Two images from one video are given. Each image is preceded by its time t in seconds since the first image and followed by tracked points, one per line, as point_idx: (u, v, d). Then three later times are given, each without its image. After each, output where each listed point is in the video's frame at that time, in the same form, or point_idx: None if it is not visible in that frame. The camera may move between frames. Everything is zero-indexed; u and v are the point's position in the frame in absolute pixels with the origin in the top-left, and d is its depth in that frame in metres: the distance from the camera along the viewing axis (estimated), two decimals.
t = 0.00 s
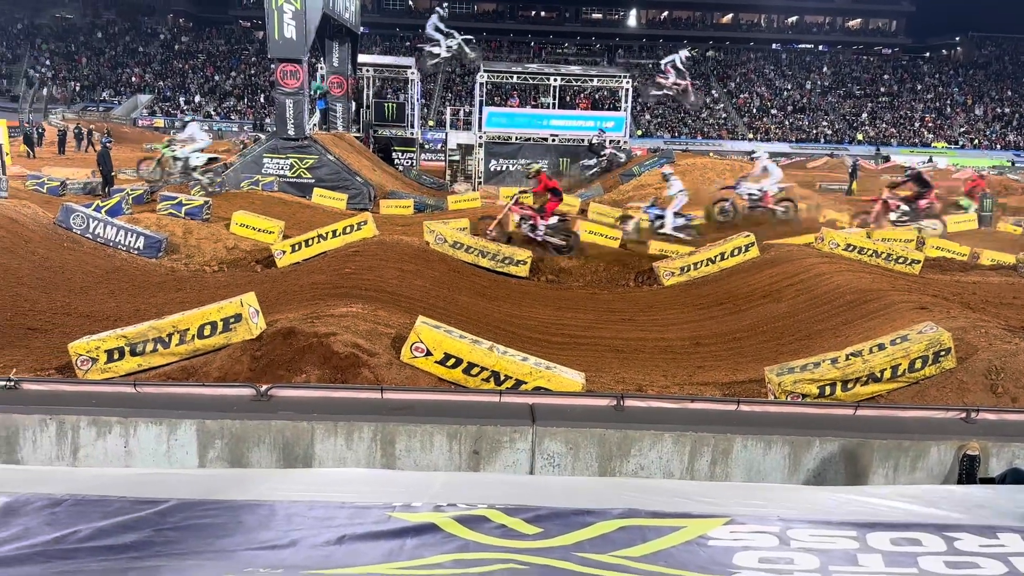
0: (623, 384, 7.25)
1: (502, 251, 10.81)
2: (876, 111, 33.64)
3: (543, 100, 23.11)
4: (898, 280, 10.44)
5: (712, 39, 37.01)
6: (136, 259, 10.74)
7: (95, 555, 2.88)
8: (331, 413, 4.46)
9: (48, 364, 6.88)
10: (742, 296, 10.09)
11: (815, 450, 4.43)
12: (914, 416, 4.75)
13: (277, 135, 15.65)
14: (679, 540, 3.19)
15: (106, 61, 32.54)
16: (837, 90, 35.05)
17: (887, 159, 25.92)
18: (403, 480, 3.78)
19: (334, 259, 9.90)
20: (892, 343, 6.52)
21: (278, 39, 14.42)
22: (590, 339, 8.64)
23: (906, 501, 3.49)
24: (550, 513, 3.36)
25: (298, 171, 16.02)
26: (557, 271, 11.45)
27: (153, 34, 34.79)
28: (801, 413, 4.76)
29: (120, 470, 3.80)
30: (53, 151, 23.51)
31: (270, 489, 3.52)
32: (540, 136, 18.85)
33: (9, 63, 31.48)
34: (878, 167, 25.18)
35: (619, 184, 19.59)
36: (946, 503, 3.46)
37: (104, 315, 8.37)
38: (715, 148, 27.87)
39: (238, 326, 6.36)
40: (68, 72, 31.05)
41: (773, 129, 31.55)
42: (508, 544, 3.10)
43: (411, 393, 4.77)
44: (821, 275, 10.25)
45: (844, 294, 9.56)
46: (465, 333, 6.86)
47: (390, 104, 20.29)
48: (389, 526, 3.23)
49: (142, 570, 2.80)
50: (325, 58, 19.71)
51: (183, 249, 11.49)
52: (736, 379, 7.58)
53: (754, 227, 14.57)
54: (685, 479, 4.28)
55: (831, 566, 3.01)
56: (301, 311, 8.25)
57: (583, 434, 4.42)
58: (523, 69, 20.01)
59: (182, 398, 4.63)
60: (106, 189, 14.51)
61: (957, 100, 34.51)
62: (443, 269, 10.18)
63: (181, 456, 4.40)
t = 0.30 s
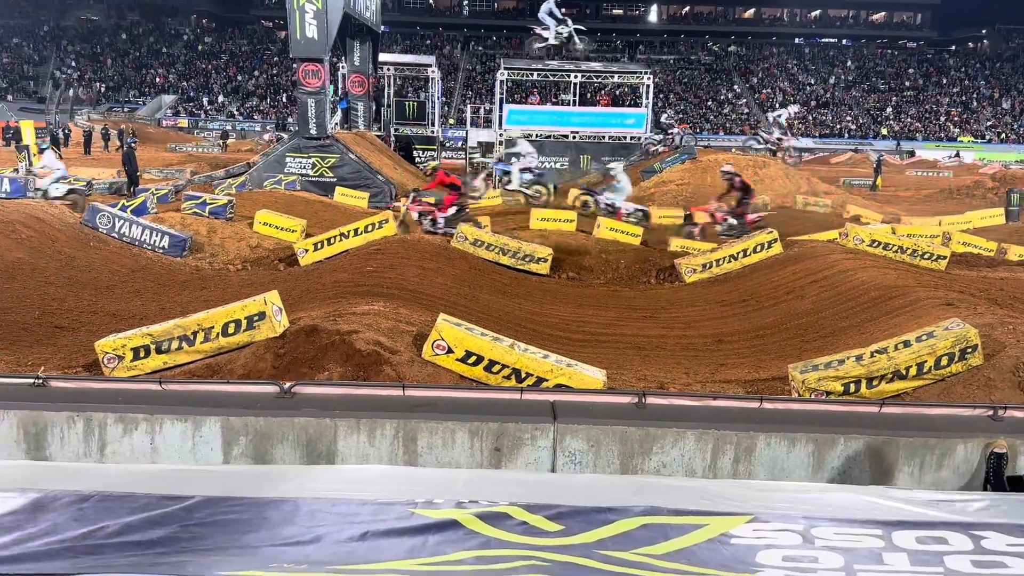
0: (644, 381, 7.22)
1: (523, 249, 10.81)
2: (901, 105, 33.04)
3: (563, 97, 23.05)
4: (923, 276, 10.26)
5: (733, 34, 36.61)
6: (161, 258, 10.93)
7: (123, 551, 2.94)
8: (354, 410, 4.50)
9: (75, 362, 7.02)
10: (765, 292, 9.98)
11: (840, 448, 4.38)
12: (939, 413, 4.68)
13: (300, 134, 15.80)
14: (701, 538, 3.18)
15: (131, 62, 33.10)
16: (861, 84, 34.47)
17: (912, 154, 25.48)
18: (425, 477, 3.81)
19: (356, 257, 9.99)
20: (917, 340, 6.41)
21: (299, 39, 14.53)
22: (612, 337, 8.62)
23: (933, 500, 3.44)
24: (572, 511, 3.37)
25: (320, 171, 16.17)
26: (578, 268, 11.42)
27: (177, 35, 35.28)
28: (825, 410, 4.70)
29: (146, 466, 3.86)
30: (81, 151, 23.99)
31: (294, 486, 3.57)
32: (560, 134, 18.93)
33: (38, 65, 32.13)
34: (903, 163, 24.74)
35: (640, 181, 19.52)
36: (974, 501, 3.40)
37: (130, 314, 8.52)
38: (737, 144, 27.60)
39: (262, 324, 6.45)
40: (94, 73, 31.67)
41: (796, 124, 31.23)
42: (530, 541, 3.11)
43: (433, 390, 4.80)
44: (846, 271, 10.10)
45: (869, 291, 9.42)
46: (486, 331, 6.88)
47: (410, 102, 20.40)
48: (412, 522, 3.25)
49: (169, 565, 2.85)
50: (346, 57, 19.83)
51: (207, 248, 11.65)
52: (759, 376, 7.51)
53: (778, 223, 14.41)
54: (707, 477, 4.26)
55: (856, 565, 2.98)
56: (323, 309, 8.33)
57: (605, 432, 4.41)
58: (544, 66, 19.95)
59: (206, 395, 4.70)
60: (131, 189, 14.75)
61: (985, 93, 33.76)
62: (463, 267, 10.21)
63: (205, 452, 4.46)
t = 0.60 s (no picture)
0: (676, 378, 7.17)
1: (553, 245, 10.79)
2: (939, 98, 32.17)
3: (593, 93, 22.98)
4: (963, 273, 9.98)
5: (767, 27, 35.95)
6: (197, 255, 11.18)
7: (160, 543, 3.01)
8: (386, 407, 4.56)
9: (114, 357, 7.22)
10: (800, 289, 9.81)
11: (876, 447, 4.30)
12: (978, 412, 4.56)
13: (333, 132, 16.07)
14: (735, 536, 3.15)
15: (167, 62, 33.81)
16: (897, 78, 33.63)
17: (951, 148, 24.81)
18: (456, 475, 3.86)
19: (388, 255, 10.09)
20: (956, 338, 6.25)
21: (332, 38, 14.75)
22: (644, 334, 8.57)
23: (972, 501, 3.36)
24: (603, 508, 3.36)
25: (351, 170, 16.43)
26: (609, 265, 11.37)
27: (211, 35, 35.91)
28: (860, 408, 4.62)
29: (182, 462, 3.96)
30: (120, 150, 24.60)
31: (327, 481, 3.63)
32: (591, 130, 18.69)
33: (77, 66, 32.97)
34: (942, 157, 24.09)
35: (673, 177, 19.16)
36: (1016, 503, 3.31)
37: (167, 310, 8.74)
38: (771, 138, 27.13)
39: (295, 321, 6.58)
40: (132, 74, 32.40)
41: (831, 119, 30.65)
42: (561, 538, 3.12)
43: (463, 387, 4.83)
44: (882, 268, 9.88)
45: (907, 288, 9.20)
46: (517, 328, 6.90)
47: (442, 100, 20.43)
48: (443, 518, 3.28)
49: (204, 556, 2.92)
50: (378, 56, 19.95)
51: (242, 245, 11.87)
52: (793, 373, 7.40)
53: (813, 219, 14.13)
54: (739, 475, 4.21)
55: (892, 565, 2.93)
56: (356, 306, 8.44)
57: (636, 429, 4.39)
58: (574, 62, 19.86)
59: (241, 390, 4.80)
60: (168, 187, 15.09)
61: None
62: (494, 264, 10.23)
63: (241, 447, 4.55)
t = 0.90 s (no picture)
0: (712, 376, 7.09)
1: (587, 242, 10.74)
2: (983, 91, 31.11)
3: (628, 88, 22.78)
4: (1009, 269, 9.65)
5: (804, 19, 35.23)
6: (236, 253, 11.43)
7: (200, 536, 3.10)
8: (420, 403, 4.61)
9: (157, 353, 7.43)
10: (839, 286, 9.60)
11: (917, 447, 4.20)
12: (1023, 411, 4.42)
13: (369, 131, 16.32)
14: (772, 535, 3.12)
15: (207, 62, 34.53)
16: (939, 70, 32.66)
17: (995, 142, 24.02)
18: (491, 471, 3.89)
19: (421, 252, 10.18)
20: (1001, 335, 6.05)
21: (367, 37, 14.89)
22: (679, 331, 8.49)
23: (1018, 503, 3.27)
24: (638, 506, 3.36)
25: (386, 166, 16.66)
26: (645, 261, 11.29)
27: (249, 35, 36.59)
28: (900, 406, 4.53)
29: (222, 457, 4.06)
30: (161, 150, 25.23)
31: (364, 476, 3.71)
32: (625, 125, 18.63)
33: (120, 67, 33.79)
34: (987, 151, 23.35)
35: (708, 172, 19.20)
36: None
37: (207, 307, 8.96)
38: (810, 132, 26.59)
39: (332, 317, 6.68)
40: (171, 74, 33.15)
41: (870, 113, 29.97)
42: (595, 535, 3.13)
43: (497, 382, 4.86)
44: (925, 264, 9.62)
45: (950, 284, 8.94)
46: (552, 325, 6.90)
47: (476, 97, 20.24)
48: (478, 514, 3.31)
49: (243, 549, 2.98)
50: (412, 54, 20.06)
51: (280, 243, 12.09)
52: (832, 371, 7.25)
53: (853, 214, 13.80)
54: (777, 475, 4.15)
55: (934, 565, 2.86)
56: (391, 303, 8.53)
57: (671, 427, 4.36)
58: (609, 58, 19.75)
59: (278, 386, 4.89)
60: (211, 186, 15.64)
61: None
62: (528, 261, 10.24)
63: (279, 443, 4.65)
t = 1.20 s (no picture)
0: (761, 373, 6.98)
1: (634, 238, 10.68)
2: None
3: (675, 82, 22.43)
4: None
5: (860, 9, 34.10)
6: (287, 250, 11.73)
7: (251, 523, 3.22)
8: (466, 397, 4.67)
9: (212, 347, 7.71)
10: (893, 281, 9.32)
11: (975, 445, 4.07)
12: None
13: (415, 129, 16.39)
14: (822, 532, 3.07)
15: (259, 63, 35.44)
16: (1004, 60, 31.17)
17: None
18: (537, 466, 3.93)
19: (467, 248, 10.28)
20: None
21: (414, 35, 15.04)
22: (727, 327, 8.38)
23: None
24: (684, 501, 3.35)
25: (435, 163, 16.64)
26: (692, 257, 11.15)
27: (300, 36, 37.43)
28: (957, 404, 4.40)
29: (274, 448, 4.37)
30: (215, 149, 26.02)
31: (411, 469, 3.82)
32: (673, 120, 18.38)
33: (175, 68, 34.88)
34: None
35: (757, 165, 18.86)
36: None
37: (259, 303, 9.21)
38: (865, 125, 25.79)
39: (380, 313, 6.80)
40: (225, 75, 34.13)
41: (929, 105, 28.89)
42: (639, 529, 3.13)
43: (541, 377, 4.91)
44: (984, 259, 9.26)
45: (1011, 279, 8.59)
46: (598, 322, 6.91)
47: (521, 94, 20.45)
48: (522, 505, 3.35)
49: (292, 536, 3.09)
50: (459, 51, 20.22)
51: (329, 240, 12.37)
52: (886, 369, 7.06)
53: (910, 208, 13.36)
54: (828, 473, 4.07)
55: (992, 564, 2.80)
56: (437, 298, 8.64)
57: (719, 423, 4.32)
58: (657, 52, 19.57)
59: (327, 379, 5.01)
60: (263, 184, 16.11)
61: None
62: (573, 257, 10.22)
63: (328, 434, 4.75)
